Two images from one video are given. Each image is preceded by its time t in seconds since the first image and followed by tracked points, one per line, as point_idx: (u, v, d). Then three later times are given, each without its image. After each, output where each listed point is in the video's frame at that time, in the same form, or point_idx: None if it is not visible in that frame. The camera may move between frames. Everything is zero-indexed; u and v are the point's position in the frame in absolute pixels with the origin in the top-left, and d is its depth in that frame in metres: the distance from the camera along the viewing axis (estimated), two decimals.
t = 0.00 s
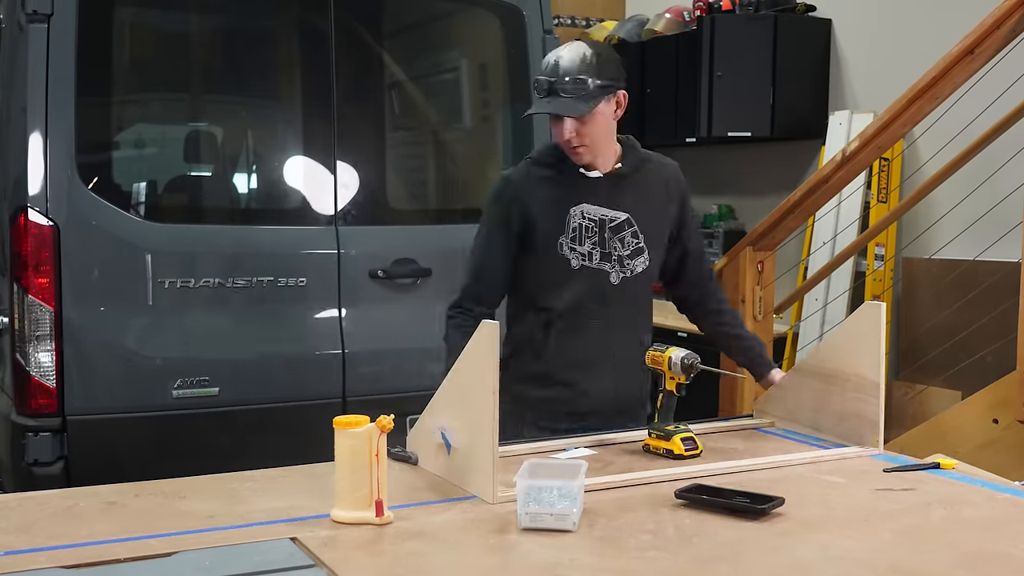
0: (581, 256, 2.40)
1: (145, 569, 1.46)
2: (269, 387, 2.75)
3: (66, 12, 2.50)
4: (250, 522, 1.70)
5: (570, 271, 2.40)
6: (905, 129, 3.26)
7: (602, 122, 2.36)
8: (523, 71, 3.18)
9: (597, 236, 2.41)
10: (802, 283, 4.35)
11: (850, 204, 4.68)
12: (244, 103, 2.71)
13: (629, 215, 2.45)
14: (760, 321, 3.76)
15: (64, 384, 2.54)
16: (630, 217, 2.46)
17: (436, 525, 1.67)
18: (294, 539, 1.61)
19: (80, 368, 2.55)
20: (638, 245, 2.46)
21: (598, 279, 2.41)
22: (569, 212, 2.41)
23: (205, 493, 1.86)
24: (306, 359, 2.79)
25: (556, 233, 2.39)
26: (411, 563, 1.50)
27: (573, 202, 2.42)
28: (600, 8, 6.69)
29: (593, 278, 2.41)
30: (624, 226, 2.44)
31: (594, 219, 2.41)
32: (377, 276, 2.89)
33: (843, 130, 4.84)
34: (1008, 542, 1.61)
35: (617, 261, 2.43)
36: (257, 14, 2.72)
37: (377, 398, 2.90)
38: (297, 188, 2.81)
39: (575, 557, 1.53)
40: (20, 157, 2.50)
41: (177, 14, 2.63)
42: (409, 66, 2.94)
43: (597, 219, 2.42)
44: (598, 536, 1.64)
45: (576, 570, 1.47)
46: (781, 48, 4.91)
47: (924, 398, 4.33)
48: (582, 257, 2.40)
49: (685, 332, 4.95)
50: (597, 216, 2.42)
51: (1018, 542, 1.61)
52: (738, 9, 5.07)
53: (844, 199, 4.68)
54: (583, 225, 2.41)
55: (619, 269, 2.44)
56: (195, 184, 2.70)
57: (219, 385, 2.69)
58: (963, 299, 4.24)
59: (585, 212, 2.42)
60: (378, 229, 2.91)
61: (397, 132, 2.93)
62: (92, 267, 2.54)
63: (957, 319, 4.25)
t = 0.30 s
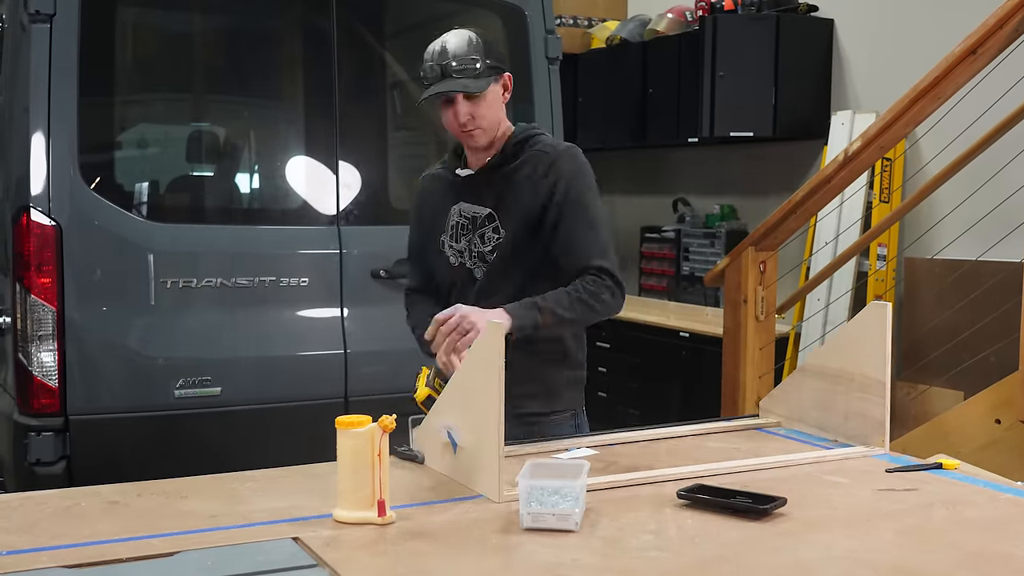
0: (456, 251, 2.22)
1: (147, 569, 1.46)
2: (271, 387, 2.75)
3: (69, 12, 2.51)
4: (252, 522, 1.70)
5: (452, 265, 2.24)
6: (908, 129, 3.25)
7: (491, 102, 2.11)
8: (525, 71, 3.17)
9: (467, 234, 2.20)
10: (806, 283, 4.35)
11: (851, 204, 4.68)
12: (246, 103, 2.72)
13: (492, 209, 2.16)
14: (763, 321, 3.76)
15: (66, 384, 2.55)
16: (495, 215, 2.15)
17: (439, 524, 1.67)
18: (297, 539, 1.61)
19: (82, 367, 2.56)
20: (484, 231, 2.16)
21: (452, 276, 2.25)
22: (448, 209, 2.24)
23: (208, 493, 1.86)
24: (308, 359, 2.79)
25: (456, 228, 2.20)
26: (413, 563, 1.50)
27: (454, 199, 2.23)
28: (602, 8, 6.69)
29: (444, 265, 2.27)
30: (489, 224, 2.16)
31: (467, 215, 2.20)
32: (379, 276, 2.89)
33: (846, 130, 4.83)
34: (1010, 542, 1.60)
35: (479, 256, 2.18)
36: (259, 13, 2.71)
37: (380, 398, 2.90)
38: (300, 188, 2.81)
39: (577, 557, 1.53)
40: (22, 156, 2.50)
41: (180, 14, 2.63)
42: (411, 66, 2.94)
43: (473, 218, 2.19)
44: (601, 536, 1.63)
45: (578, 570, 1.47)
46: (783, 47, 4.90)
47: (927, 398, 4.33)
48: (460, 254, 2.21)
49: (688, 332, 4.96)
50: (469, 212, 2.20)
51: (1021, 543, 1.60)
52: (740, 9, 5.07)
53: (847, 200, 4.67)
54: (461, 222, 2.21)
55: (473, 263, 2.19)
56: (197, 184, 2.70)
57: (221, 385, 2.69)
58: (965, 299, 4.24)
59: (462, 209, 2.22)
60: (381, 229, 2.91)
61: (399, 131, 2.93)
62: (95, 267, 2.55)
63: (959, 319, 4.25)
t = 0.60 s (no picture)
0: (296, 282, 2.04)
1: (147, 569, 1.46)
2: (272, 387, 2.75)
3: (68, 12, 2.51)
4: (252, 522, 1.70)
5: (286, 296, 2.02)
6: (908, 129, 3.25)
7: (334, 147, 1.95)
8: (525, 71, 3.17)
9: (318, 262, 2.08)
10: (805, 283, 4.36)
11: (851, 205, 4.68)
12: (246, 103, 2.72)
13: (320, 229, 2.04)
14: (764, 321, 3.76)
15: (66, 384, 2.55)
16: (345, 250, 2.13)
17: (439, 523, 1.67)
18: (297, 539, 1.61)
19: (81, 368, 2.56)
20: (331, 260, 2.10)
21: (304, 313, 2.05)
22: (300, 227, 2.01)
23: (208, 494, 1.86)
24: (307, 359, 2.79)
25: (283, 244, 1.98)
26: (413, 563, 1.50)
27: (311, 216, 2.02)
28: (603, 8, 6.68)
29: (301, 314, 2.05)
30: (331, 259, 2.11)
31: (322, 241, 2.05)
32: (379, 277, 2.91)
33: (846, 130, 4.83)
34: (1010, 542, 1.61)
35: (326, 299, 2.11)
36: (259, 14, 2.71)
37: (379, 397, 2.91)
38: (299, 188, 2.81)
39: (577, 557, 1.53)
40: (24, 157, 2.52)
41: (179, 14, 2.63)
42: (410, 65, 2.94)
43: (321, 244, 2.07)
44: (600, 537, 1.64)
45: (578, 570, 1.47)
46: (782, 47, 4.90)
47: (926, 398, 4.33)
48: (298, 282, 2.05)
49: (687, 333, 4.98)
50: (325, 239, 2.07)
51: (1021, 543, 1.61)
52: (740, 9, 5.07)
53: (847, 200, 4.67)
54: (310, 245, 2.05)
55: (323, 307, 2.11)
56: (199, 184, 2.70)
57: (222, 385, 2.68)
58: (965, 299, 4.24)
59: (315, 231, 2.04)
60: (381, 229, 2.92)
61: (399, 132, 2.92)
62: (95, 268, 2.55)
63: (959, 319, 4.25)
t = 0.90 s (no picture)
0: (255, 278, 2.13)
1: (142, 569, 1.45)
2: (269, 387, 2.75)
3: (64, 12, 2.51)
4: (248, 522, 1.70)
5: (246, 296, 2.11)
6: (903, 129, 3.26)
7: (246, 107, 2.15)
8: (521, 72, 3.18)
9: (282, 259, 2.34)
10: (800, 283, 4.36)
11: (847, 204, 4.69)
12: (250, 103, 2.71)
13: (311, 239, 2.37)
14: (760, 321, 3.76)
15: (62, 384, 2.55)
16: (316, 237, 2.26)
17: (437, 522, 1.67)
18: (293, 539, 1.61)
19: (77, 368, 2.56)
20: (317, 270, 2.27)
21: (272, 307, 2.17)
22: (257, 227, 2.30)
23: (205, 494, 1.86)
24: (303, 359, 2.79)
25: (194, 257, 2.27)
26: (409, 563, 1.50)
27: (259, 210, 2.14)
28: (599, 8, 6.68)
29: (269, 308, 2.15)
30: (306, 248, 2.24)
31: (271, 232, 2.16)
32: (375, 277, 2.90)
33: (842, 130, 4.84)
34: (1005, 542, 1.61)
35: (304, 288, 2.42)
36: (257, 16, 2.71)
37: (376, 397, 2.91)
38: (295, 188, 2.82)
39: (573, 557, 1.53)
40: (18, 156, 2.51)
41: (175, 14, 2.62)
42: (407, 66, 2.93)
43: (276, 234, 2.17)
44: (597, 536, 1.64)
45: (574, 570, 1.47)
46: (779, 47, 4.90)
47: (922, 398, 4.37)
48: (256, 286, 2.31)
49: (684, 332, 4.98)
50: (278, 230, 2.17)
51: (1017, 543, 1.61)
52: (736, 9, 5.07)
53: (843, 200, 4.67)
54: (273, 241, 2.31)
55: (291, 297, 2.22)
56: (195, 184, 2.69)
57: (217, 385, 2.68)
58: (963, 298, 4.24)
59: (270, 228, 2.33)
60: (379, 228, 2.91)
61: (395, 132, 2.93)
62: (91, 268, 2.55)
63: (954, 319, 4.26)
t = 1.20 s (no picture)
0: (91, 305, 1.83)
1: (142, 569, 1.45)
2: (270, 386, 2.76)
3: (63, 12, 2.51)
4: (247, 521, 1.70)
5: (86, 328, 1.83)
6: (902, 129, 3.26)
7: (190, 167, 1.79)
8: (521, 73, 3.18)
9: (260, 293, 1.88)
10: (799, 283, 4.36)
11: (846, 204, 4.68)
12: (240, 103, 2.70)
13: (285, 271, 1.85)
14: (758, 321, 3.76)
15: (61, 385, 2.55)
16: (161, 246, 1.84)
17: (435, 522, 1.67)
18: (292, 539, 1.61)
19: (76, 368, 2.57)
20: (172, 272, 1.85)
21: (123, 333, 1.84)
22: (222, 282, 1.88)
23: (204, 494, 1.85)
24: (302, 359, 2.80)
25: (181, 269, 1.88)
26: (408, 563, 1.50)
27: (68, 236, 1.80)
28: (598, 9, 6.69)
29: (118, 334, 1.84)
30: (147, 256, 1.84)
31: (98, 255, 1.80)
32: (374, 277, 2.91)
33: (841, 130, 4.84)
34: (1004, 542, 1.61)
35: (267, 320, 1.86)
36: (255, 14, 2.70)
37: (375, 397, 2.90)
38: (294, 188, 2.82)
39: (572, 557, 1.53)
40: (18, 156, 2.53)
41: (174, 13, 2.62)
42: (405, 66, 2.93)
43: (104, 254, 1.82)
44: (596, 537, 1.64)
45: (574, 570, 1.47)
46: (778, 47, 4.91)
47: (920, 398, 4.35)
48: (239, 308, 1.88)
49: (683, 333, 4.98)
50: (103, 248, 1.81)
51: (1016, 543, 1.61)
52: (735, 9, 5.07)
53: (842, 200, 4.67)
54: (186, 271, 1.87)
55: (152, 312, 1.85)
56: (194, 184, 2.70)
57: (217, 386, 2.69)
58: (962, 298, 4.24)
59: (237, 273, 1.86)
60: (378, 228, 2.93)
61: (394, 132, 2.93)
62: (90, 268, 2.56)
63: (954, 319, 4.26)
